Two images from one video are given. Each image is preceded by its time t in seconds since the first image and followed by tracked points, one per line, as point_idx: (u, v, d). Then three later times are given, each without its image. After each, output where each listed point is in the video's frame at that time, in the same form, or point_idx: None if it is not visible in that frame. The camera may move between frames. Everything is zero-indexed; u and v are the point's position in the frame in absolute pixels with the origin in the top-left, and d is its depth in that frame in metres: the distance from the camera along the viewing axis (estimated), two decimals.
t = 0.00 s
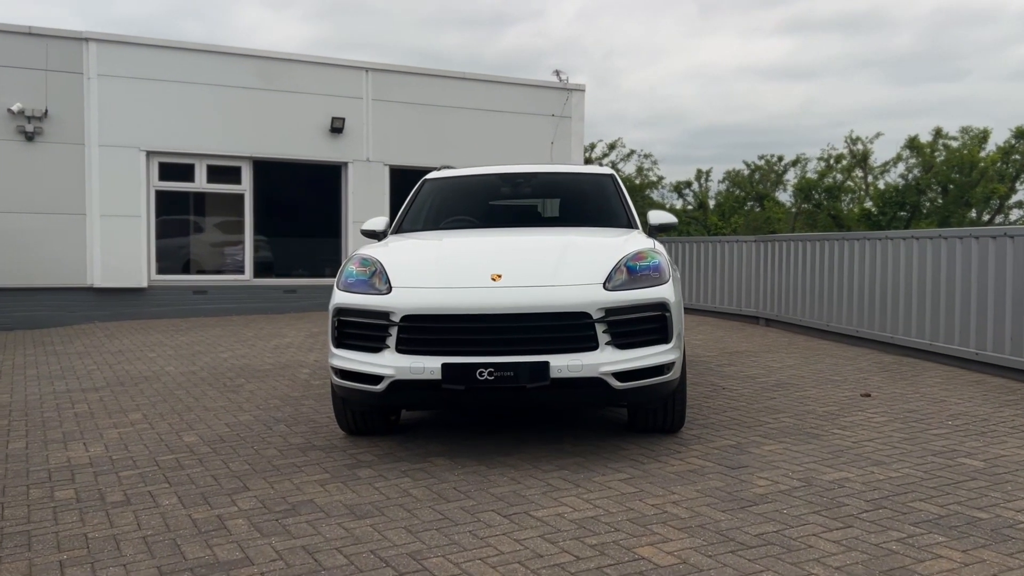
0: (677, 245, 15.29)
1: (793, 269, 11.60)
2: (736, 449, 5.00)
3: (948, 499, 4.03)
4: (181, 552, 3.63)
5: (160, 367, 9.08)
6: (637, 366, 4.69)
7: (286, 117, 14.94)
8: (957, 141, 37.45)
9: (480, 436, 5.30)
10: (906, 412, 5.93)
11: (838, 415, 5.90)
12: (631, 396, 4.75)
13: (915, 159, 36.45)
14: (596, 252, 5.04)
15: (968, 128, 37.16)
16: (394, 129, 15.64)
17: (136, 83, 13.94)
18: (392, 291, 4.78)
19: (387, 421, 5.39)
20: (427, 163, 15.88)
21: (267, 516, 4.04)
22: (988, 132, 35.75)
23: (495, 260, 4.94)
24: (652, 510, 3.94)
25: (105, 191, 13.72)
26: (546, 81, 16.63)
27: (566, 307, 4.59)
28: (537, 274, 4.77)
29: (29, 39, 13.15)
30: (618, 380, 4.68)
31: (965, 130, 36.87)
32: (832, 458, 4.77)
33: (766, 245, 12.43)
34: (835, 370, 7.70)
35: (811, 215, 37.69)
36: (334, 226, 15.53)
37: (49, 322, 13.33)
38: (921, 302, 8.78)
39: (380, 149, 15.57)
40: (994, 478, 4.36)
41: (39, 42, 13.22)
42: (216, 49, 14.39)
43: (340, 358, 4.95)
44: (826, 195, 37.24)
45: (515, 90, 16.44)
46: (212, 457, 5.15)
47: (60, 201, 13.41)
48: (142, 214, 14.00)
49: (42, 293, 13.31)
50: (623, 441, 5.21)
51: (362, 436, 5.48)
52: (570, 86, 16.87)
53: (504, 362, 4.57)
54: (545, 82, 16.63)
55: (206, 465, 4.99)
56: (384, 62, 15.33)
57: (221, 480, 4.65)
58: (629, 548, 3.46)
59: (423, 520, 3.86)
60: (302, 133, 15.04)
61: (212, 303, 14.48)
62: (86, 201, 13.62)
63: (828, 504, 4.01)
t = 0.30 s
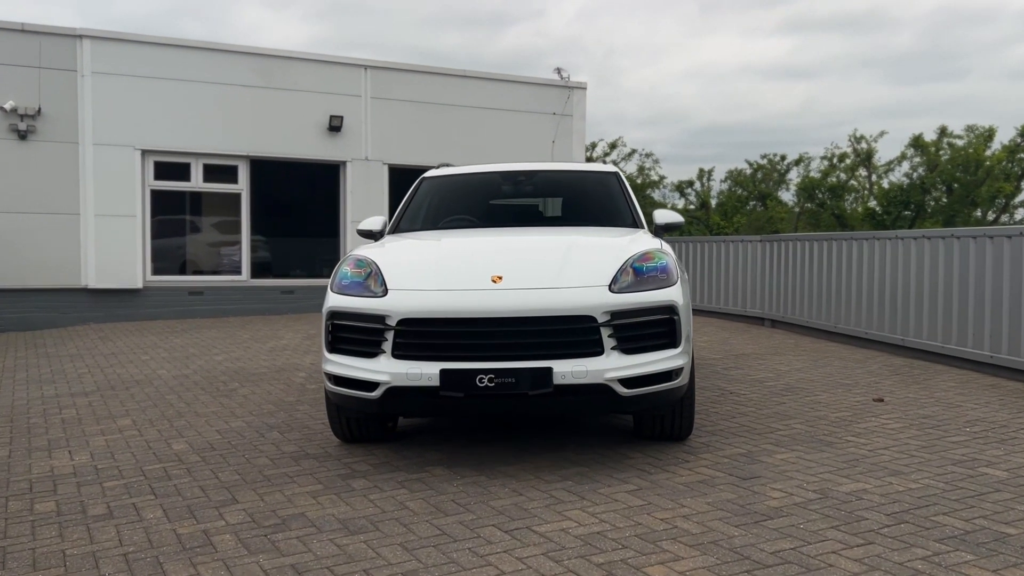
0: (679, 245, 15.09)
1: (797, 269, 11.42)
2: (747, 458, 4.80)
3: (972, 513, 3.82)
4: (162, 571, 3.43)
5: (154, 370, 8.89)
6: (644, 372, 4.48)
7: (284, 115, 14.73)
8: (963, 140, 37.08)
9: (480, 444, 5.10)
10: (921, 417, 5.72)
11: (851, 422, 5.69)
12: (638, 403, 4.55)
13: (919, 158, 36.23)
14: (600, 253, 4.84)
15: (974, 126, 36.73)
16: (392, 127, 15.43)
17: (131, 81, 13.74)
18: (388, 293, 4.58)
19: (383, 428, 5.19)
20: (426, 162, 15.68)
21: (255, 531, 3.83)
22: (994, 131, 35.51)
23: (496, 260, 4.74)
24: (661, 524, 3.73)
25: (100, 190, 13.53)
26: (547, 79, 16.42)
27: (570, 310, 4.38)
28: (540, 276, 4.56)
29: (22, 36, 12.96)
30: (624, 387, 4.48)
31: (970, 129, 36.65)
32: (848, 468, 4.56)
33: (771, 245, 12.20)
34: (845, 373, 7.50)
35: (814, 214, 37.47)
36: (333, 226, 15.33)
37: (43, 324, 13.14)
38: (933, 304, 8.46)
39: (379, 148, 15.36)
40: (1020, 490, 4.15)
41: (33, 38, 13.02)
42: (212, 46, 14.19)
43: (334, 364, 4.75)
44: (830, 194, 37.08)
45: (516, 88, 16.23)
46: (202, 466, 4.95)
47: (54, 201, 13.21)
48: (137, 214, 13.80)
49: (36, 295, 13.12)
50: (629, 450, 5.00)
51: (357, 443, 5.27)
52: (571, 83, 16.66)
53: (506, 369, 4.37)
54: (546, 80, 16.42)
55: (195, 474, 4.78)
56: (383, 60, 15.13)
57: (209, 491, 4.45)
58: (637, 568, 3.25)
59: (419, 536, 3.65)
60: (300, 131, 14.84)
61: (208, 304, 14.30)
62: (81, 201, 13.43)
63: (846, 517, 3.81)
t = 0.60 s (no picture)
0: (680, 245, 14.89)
1: (800, 269, 11.22)
2: (760, 469, 4.59)
3: (1002, 530, 3.61)
4: None
5: (145, 372, 8.67)
6: (653, 380, 4.27)
7: (280, 112, 14.50)
8: (966, 138, 36.97)
9: (481, 454, 4.88)
10: (938, 425, 5.52)
11: (865, 429, 5.48)
12: (646, 412, 4.34)
13: (922, 157, 36.07)
14: (607, 254, 4.63)
15: (977, 126, 36.66)
16: (390, 125, 15.21)
17: (125, 77, 13.50)
18: (384, 296, 4.36)
19: (379, 435, 4.97)
20: (424, 160, 15.46)
21: (243, 549, 3.62)
22: (997, 130, 35.38)
23: (497, 262, 4.53)
24: (673, 542, 3.52)
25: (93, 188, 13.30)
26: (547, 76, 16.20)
27: (575, 314, 4.17)
28: (544, 278, 4.35)
29: (13, 32, 12.73)
30: (632, 395, 4.27)
31: (974, 128, 36.51)
32: (866, 479, 4.36)
33: (775, 244, 12.00)
34: (855, 377, 7.29)
35: (816, 213, 37.25)
36: (329, 225, 15.12)
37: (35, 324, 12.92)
38: (946, 305, 8.16)
39: (377, 146, 15.14)
40: None
41: (24, 34, 12.79)
42: (207, 42, 13.95)
43: (328, 370, 4.53)
44: (832, 193, 36.91)
45: (515, 85, 16.01)
46: (190, 476, 4.73)
47: (46, 199, 12.99)
48: (130, 212, 13.56)
49: (28, 295, 12.89)
50: (636, 459, 4.79)
51: (352, 451, 5.06)
52: (571, 81, 16.45)
53: (507, 376, 4.16)
54: (546, 77, 16.20)
55: (182, 486, 4.56)
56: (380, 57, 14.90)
57: (197, 504, 4.24)
58: None
59: (417, 556, 3.44)
60: (297, 129, 14.62)
61: (203, 304, 14.08)
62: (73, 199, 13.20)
63: (869, 535, 3.59)
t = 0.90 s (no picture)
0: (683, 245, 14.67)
1: (805, 270, 10.99)
2: (774, 480, 4.37)
3: None
4: None
5: (136, 376, 8.45)
6: (662, 387, 4.06)
7: (277, 111, 14.29)
8: (970, 138, 36.79)
9: (481, 464, 4.66)
10: (956, 433, 5.30)
11: (881, 437, 5.26)
12: (655, 421, 4.12)
13: (925, 156, 35.88)
14: (613, 254, 4.41)
15: (981, 125, 36.51)
16: (388, 123, 14.99)
17: (119, 75, 13.28)
18: (379, 300, 4.14)
19: (374, 444, 4.75)
20: (423, 158, 15.23)
21: (228, 568, 3.40)
22: (1001, 129, 35.20)
23: (498, 263, 4.31)
24: (686, 562, 3.30)
25: (86, 187, 13.08)
26: (547, 74, 15.98)
27: (581, 319, 3.96)
28: (548, 280, 4.13)
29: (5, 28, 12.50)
30: (640, 403, 4.05)
31: (978, 127, 36.33)
32: (886, 492, 4.14)
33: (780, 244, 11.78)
34: (866, 381, 7.08)
35: (818, 213, 37.05)
36: (327, 225, 14.90)
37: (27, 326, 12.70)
38: (960, 306, 7.90)
39: (375, 144, 14.92)
40: None
41: (16, 30, 12.57)
42: (202, 39, 13.73)
43: (320, 377, 4.31)
44: (834, 192, 36.70)
45: (515, 83, 15.80)
46: (176, 488, 4.51)
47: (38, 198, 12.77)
48: (124, 212, 13.35)
49: (20, 295, 12.67)
50: (644, 470, 4.56)
51: (346, 461, 4.84)
52: (572, 79, 16.23)
53: (510, 384, 3.94)
54: (546, 75, 15.98)
55: (167, 498, 4.34)
56: (378, 54, 14.69)
57: (181, 519, 4.02)
58: None
59: None
60: (294, 127, 14.40)
61: (198, 305, 13.87)
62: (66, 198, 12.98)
63: (894, 554, 3.37)
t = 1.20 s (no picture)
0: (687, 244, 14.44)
1: (813, 270, 10.76)
2: (789, 493, 4.15)
3: None
4: None
5: (128, 379, 8.23)
6: (672, 396, 3.84)
7: (274, 108, 14.06)
8: (975, 136, 36.56)
9: (480, 475, 4.44)
10: (977, 441, 5.07)
11: (898, 445, 5.04)
12: (665, 431, 3.90)
13: (929, 154, 35.67)
14: (620, 255, 4.19)
15: (986, 123, 36.28)
16: (387, 121, 14.76)
17: (113, 72, 13.05)
18: (373, 303, 3.92)
19: (369, 454, 4.54)
20: (422, 157, 15.01)
21: None
22: (1006, 127, 34.97)
23: (498, 264, 4.09)
24: None
25: (80, 186, 12.86)
26: (548, 71, 15.75)
27: (587, 324, 3.73)
28: (552, 282, 3.91)
29: None
30: (649, 413, 3.83)
31: (983, 125, 36.10)
32: (910, 506, 3.91)
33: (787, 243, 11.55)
34: (879, 385, 6.85)
35: (821, 212, 36.84)
36: (325, 225, 14.68)
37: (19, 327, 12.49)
38: (974, 307, 7.68)
39: (373, 143, 14.70)
40: None
41: (8, 27, 12.35)
42: (198, 35, 13.50)
43: (311, 385, 4.10)
44: (837, 191, 36.47)
45: (516, 80, 15.57)
46: (161, 502, 4.29)
47: (31, 198, 12.55)
48: (119, 211, 13.12)
49: (12, 296, 12.45)
50: (652, 482, 4.34)
51: (339, 471, 4.62)
52: (573, 76, 15.99)
53: (511, 393, 3.72)
54: (547, 72, 15.75)
55: (150, 513, 4.12)
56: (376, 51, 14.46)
57: (164, 536, 3.80)
58: None
59: None
60: (291, 125, 14.17)
61: (194, 306, 13.65)
62: (59, 197, 12.76)
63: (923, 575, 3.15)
